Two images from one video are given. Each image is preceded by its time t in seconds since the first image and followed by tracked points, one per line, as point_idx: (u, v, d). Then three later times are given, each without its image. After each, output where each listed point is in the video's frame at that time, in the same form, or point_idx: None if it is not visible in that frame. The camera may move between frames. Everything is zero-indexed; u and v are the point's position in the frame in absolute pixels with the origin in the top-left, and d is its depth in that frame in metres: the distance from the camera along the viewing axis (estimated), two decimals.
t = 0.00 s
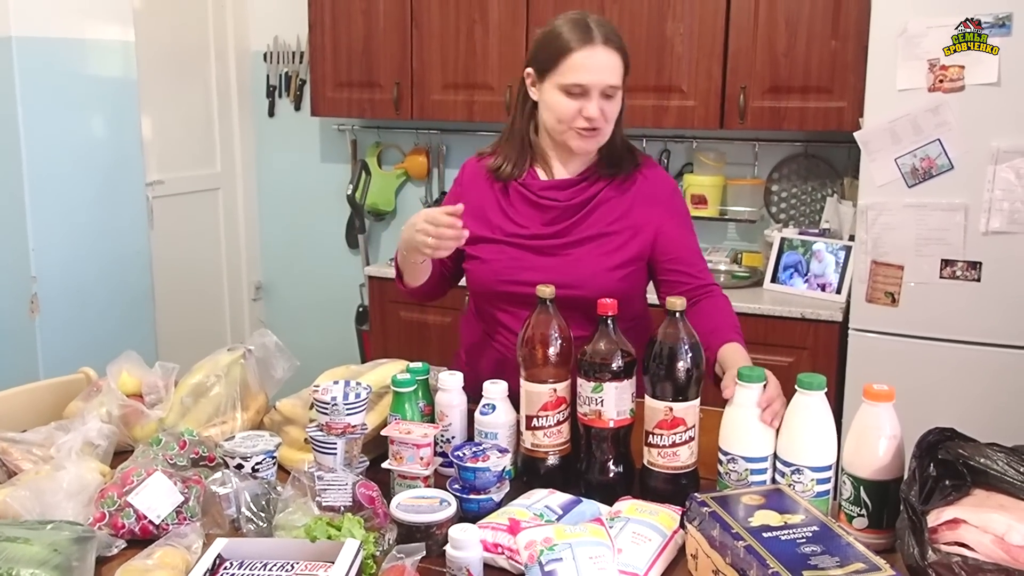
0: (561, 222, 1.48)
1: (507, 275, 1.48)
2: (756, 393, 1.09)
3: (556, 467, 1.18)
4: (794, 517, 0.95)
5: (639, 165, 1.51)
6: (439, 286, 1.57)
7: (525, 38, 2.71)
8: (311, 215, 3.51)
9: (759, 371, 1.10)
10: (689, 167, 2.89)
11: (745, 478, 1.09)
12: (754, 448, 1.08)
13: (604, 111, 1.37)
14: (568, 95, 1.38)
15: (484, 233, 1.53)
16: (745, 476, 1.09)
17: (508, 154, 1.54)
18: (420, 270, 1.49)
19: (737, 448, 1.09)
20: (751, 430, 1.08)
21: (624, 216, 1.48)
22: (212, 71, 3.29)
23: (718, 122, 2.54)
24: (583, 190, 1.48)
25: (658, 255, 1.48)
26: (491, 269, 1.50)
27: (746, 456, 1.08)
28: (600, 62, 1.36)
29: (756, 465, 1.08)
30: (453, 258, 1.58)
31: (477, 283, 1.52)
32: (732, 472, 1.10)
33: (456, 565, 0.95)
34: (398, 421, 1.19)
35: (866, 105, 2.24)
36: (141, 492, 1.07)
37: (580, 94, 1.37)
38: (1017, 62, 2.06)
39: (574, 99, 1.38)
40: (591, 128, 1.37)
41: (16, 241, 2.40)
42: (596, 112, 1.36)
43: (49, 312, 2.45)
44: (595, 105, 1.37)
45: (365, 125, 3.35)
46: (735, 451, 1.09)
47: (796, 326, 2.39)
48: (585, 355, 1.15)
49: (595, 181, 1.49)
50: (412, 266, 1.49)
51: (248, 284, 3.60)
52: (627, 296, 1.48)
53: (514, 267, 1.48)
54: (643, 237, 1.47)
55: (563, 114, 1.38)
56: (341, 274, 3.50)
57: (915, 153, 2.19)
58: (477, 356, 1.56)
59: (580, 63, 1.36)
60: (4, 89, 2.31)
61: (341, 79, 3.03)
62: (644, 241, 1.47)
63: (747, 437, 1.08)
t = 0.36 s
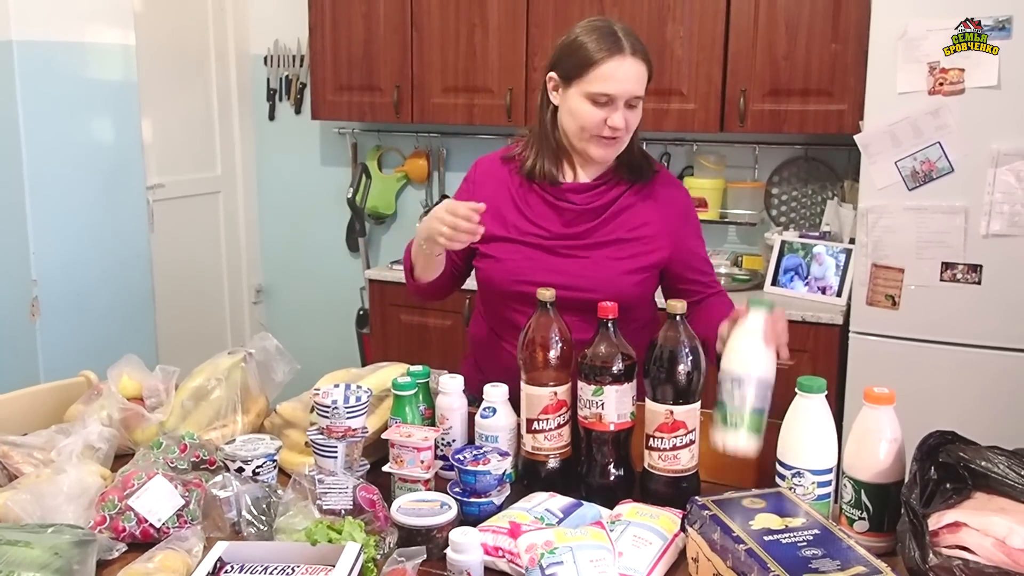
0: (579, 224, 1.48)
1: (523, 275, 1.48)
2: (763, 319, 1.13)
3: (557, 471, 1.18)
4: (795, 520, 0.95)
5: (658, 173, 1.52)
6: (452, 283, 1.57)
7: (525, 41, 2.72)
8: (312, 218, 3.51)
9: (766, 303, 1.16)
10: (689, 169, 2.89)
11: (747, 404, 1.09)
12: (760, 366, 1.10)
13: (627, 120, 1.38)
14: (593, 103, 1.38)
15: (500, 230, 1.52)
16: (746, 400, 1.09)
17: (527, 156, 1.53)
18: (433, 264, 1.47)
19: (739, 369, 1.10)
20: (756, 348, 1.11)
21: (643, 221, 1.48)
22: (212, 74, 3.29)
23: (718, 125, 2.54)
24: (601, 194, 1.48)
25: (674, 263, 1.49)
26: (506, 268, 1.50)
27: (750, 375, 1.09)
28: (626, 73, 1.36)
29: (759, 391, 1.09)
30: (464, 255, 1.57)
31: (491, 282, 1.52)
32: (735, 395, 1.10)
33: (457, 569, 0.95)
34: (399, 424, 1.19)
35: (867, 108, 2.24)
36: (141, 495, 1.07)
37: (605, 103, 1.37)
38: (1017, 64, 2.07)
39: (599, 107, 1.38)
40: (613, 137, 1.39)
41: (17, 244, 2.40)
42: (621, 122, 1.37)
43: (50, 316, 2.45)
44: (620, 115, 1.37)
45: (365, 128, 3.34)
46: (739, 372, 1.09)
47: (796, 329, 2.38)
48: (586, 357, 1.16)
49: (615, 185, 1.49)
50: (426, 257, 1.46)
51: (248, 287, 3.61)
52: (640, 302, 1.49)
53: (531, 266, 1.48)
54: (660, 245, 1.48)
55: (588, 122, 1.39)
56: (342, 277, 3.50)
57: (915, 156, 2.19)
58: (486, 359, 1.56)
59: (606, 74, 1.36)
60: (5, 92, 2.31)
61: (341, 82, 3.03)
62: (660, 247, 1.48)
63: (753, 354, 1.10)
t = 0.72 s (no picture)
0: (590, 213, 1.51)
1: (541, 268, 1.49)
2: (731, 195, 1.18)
3: (554, 471, 1.18)
4: (792, 520, 0.95)
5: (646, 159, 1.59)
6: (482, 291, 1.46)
7: (523, 41, 2.72)
8: (310, 218, 3.51)
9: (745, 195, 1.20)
10: (688, 170, 2.90)
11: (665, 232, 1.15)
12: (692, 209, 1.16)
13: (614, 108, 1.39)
14: (579, 94, 1.39)
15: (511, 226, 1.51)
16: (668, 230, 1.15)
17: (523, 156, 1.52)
18: (509, 280, 1.35)
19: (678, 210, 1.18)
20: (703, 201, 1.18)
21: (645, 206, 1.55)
22: (210, 74, 3.29)
23: (717, 126, 2.54)
24: (604, 183, 1.52)
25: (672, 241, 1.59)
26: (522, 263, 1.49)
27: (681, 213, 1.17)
28: (606, 62, 1.37)
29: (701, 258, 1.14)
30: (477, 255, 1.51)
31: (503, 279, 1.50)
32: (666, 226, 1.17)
33: (455, 569, 0.95)
34: (397, 424, 1.19)
35: (864, 109, 2.25)
36: (139, 496, 1.07)
37: (591, 93, 1.38)
38: (1014, 65, 2.07)
39: (586, 98, 1.39)
40: (602, 127, 1.40)
41: (14, 244, 2.40)
42: (609, 110, 1.38)
43: (48, 316, 2.45)
44: (606, 103, 1.38)
45: (364, 128, 3.34)
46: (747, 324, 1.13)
47: (794, 330, 2.39)
48: (583, 358, 1.15)
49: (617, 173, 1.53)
50: (507, 273, 1.33)
51: (247, 288, 3.61)
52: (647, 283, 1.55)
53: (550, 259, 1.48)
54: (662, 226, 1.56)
55: (576, 113, 1.39)
56: (340, 278, 3.50)
57: (913, 157, 2.19)
58: (486, 357, 1.53)
59: (588, 64, 1.37)
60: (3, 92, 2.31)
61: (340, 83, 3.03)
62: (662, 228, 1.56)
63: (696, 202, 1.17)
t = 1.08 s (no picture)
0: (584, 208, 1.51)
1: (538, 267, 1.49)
2: (626, 119, 1.15)
3: (555, 472, 1.18)
4: (794, 522, 0.95)
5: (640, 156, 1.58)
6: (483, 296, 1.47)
7: (525, 43, 2.72)
8: (311, 220, 3.51)
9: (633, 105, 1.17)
10: (688, 171, 2.90)
11: (592, 189, 1.14)
12: (606, 157, 1.14)
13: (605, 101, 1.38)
14: (569, 86, 1.39)
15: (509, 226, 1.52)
16: (590, 186, 1.14)
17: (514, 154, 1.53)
18: (504, 284, 1.34)
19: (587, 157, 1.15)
20: (606, 139, 1.14)
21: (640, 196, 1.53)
22: (211, 75, 3.29)
23: (717, 127, 2.54)
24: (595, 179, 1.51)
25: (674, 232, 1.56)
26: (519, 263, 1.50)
27: (594, 163, 1.14)
28: (598, 56, 1.39)
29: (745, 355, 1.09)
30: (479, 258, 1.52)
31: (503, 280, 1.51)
32: (586, 180, 1.15)
33: (456, 570, 0.95)
34: (398, 425, 1.19)
35: (865, 111, 2.25)
36: (140, 496, 1.07)
37: (582, 85, 1.38)
38: (1015, 66, 2.07)
39: (577, 90, 1.38)
40: (594, 119, 1.39)
41: (16, 244, 2.40)
42: (600, 102, 1.37)
43: (49, 316, 2.45)
44: (598, 95, 1.38)
45: (365, 129, 3.34)
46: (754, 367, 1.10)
47: (795, 331, 2.39)
48: (584, 359, 1.16)
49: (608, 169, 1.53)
50: (501, 276, 1.33)
51: (247, 289, 3.61)
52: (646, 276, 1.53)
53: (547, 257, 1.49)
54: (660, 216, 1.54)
55: (564, 104, 1.38)
56: (341, 278, 3.50)
57: (914, 159, 2.20)
58: (488, 359, 1.53)
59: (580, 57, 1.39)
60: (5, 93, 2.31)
61: (341, 84, 3.03)
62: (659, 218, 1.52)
63: (600, 143, 1.14)
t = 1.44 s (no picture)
0: (586, 212, 1.49)
1: (536, 266, 1.49)
2: (496, 44, 1.16)
3: (555, 471, 1.18)
4: (793, 521, 0.95)
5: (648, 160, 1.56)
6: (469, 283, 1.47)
7: (525, 42, 2.72)
8: (311, 219, 3.51)
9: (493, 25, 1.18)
10: (688, 171, 2.90)
11: (504, 127, 1.17)
12: (500, 94, 1.15)
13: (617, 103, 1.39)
14: (581, 87, 1.39)
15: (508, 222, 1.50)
16: (503, 125, 1.17)
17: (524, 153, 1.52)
18: (465, 254, 1.35)
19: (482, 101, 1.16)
20: (487, 75, 1.15)
21: (643, 205, 1.52)
22: (211, 75, 3.30)
23: (717, 126, 2.54)
24: (602, 182, 1.50)
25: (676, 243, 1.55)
26: (517, 261, 1.49)
27: (492, 104, 1.15)
28: (610, 57, 1.38)
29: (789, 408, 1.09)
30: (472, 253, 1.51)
31: (501, 275, 1.50)
32: (494, 123, 1.17)
33: (456, 569, 0.95)
34: (398, 425, 1.19)
35: (865, 110, 2.25)
36: (140, 496, 1.07)
37: (594, 87, 1.38)
38: (1015, 65, 2.07)
39: (588, 92, 1.39)
40: (606, 121, 1.39)
41: (16, 244, 2.40)
42: (612, 104, 1.38)
43: (49, 315, 2.45)
44: (610, 97, 1.38)
45: (365, 129, 3.35)
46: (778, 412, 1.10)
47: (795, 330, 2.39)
48: (584, 358, 1.16)
49: (614, 173, 1.51)
50: (461, 247, 1.34)
51: (247, 288, 3.61)
52: (646, 286, 1.52)
53: (545, 258, 1.48)
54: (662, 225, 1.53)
55: (577, 107, 1.39)
56: (341, 278, 3.50)
57: (914, 158, 2.20)
58: (483, 355, 1.53)
59: (591, 58, 1.38)
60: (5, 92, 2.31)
61: (341, 83, 3.03)
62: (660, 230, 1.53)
63: (492, 84, 1.15)
